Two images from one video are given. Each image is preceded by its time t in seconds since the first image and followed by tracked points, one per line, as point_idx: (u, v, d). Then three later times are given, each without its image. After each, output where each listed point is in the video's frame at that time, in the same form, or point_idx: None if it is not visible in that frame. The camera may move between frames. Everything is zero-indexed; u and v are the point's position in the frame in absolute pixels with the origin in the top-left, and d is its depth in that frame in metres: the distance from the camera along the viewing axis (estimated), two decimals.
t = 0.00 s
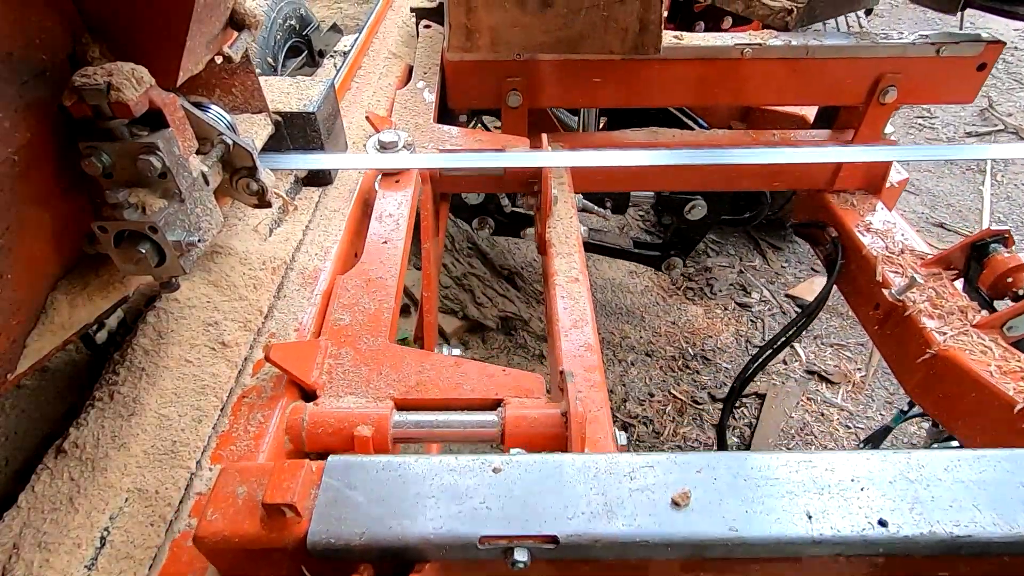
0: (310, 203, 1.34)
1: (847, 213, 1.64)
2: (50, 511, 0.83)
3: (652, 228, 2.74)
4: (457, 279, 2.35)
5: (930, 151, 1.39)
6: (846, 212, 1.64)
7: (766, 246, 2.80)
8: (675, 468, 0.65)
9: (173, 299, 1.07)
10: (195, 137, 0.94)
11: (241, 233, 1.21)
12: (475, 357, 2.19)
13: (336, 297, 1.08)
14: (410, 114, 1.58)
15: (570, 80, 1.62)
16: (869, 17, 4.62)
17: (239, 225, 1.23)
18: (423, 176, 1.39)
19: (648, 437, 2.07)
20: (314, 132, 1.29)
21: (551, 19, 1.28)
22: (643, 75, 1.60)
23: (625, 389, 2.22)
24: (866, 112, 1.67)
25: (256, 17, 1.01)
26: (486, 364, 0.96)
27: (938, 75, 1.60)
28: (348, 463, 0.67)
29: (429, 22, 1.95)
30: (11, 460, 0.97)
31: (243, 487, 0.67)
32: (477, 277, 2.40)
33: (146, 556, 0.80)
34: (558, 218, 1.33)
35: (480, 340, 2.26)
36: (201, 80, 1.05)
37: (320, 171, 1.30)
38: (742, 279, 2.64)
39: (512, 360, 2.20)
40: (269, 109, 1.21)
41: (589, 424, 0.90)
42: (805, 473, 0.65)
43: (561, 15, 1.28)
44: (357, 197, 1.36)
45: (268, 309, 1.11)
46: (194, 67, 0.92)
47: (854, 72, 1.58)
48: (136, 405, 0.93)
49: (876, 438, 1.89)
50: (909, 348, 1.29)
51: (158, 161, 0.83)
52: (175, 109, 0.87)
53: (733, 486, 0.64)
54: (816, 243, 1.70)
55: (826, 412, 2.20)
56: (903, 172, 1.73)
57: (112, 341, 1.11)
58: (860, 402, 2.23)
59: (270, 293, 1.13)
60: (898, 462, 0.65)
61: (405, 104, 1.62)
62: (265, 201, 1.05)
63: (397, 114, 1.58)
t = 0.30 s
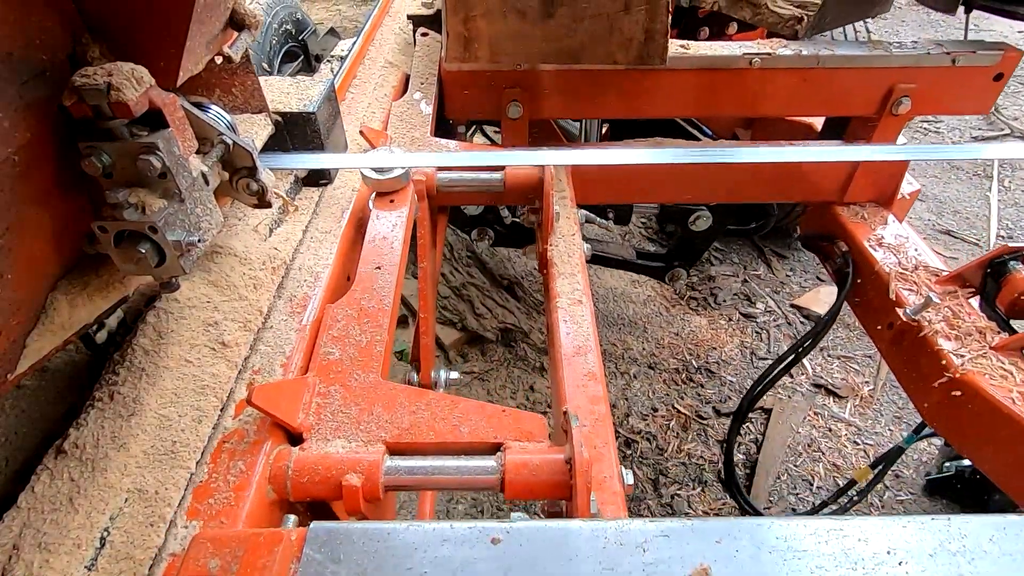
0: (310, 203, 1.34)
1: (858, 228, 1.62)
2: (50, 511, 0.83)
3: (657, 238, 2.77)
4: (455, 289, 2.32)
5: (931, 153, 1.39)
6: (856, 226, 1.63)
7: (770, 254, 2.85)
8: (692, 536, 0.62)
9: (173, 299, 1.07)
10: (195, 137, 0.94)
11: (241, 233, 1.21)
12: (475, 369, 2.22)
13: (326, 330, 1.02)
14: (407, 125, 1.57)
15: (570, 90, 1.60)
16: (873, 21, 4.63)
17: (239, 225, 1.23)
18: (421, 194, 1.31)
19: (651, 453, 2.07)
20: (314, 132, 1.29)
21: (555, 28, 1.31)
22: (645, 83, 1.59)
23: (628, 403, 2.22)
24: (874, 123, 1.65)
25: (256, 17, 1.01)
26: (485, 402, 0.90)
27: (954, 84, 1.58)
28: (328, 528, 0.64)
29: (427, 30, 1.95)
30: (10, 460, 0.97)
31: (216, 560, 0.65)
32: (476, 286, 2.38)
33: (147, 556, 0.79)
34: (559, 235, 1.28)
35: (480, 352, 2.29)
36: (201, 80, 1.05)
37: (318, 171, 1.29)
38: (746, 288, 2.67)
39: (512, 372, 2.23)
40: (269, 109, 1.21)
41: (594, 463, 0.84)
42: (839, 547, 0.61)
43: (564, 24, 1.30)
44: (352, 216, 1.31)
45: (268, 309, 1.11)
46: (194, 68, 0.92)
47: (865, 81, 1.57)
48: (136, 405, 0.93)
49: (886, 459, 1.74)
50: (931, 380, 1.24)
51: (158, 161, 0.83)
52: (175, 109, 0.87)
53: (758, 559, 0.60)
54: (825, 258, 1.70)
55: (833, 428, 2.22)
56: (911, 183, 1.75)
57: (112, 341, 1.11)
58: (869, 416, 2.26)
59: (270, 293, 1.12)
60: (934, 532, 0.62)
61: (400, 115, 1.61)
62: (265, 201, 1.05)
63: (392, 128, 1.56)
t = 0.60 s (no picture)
0: (310, 203, 1.34)
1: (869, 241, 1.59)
2: (50, 511, 0.83)
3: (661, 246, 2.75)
4: (454, 299, 2.32)
5: (928, 151, 1.43)
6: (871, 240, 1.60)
7: (775, 264, 2.87)
8: None
9: (173, 299, 1.07)
10: (195, 137, 0.94)
11: (241, 233, 1.21)
12: (475, 382, 2.22)
13: (314, 366, 0.98)
14: (404, 139, 1.56)
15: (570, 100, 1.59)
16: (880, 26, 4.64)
17: (239, 224, 1.23)
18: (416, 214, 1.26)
19: (656, 469, 2.07)
20: (315, 132, 1.29)
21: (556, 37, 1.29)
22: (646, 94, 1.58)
23: (632, 417, 2.22)
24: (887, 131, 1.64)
25: (257, 17, 1.01)
26: (483, 448, 0.87)
27: (969, 94, 1.58)
28: None
29: (423, 39, 1.96)
30: (10, 459, 0.97)
31: None
32: (476, 297, 2.37)
33: (146, 556, 0.79)
34: (563, 255, 1.28)
35: (480, 364, 2.28)
36: (201, 80, 1.05)
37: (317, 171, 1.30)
38: (751, 297, 2.69)
39: (512, 385, 2.23)
40: (269, 108, 1.21)
41: (599, 508, 0.84)
42: None
43: (566, 36, 1.29)
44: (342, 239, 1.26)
45: (268, 309, 1.11)
46: (194, 68, 0.92)
47: (877, 92, 1.56)
48: (136, 405, 0.93)
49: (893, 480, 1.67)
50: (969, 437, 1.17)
51: (158, 161, 0.83)
52: (175, 109, 0.87)
53: None
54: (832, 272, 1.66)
55: (842, 443, 2.21)
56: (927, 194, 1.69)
57: (112, 341, 1.12)
58: (878, 431, 2.26)
59: (270, 293, 1.12)
60: None
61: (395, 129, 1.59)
62: (265, 201, 1.05)
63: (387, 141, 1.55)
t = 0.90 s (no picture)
0: (310, 203, 1.33)
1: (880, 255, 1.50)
2: (50, 510, 0.83)
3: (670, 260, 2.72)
4: (454, 309, 2.26)
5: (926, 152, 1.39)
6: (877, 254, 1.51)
7: (780, 271, 2.80)
8: None
9: (173, 299, 1.07)
10: (195, 136, 0.94)
11: (241, 233, 1.21)
12: (475, 396, 2.16)
13: (300, 409, 0.88)
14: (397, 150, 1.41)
15: (571, 109, 1.47)
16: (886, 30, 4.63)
17: (239, 224, 1.23)
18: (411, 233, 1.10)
19: (659, 487, 2.00)
20: (314, 132, 1.29)
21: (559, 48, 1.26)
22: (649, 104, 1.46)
23: (635, 432, 2.15)
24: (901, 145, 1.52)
25: (257, 17, 1.01)
26: (482, 499, 0.78)
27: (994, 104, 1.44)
28: None
29: (421, 47, 1.81)
30: (11, 459, 0.97)
31: None
32: (475, 308, 2.30)
33: (147, 555, 0.80)
34: (565, 274, 1.15)
35: (479, 376, 2.21)
36: (201, 79, 1.05)
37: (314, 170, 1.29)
38: (757, 307, 2.62)
39: (513, 398, 2.16)
40: (269, 107, 1.21)
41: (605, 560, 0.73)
42: None
43: (567, 46, 1.25)
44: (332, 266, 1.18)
45: (268, 309, 1.10)
46: (194, 67, 0.92)
47: (894, 104, 1.44)
48: (136, 404, 0.93)
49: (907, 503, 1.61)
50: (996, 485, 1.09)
51: (158, 160, 0.83)
52: (175, 108, 0.87)
53: None
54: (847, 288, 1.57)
55: (851, 460, 2.10)
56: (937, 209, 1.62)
57: (112, 341, 1.11)
58: (888, 447, 2.15)
59: (271, 293, 1.12)
60: None
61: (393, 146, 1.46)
62: (265, 201, 1.05)
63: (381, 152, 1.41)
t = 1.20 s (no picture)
0: (310, 202, 1.33)
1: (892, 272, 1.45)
2: (50, 509, 0.83)
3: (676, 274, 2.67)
4: (453, 321, 2.18)
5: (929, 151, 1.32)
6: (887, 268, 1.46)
7: (785, 279, 2.71)
8: None
9: (174, 298, 1.07)
10: (195, 136, 0.94)
11: (241, 231, 1.21)
12: (474, 410, 2.08)
13: (283, 459, 0.84)
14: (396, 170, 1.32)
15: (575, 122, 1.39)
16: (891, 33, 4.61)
17: (239, 223, 1.23)
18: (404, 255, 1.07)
19: (663, 506, 1.90)
20: (314, 131, 1.28)
21: (563, 61, 1.18)
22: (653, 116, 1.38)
23: (638, 449, 2.05)
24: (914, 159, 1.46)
25: (257, 16, 1.01)
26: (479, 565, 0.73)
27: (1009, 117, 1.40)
28: None
29: (418, 56, 1.76)
30: (11, 459, 0.97)
31: None
32: (475, 319, 2.22)
33: (147, 555, 0.80)
34: (567, 297, 1.13)
35: (479, 390, 2.14)
36: (201, 78, 1.05)
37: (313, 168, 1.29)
38: (762, 318, 2.51)
39: (513, 412, 2.09)
40: (269, 106, 1.21)
41: None
42: None
43: (570, 58, 1.18)
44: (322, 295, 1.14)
45: (268, 308, 1.10)
46: (194, 67, 0.92)
47: (911, 117, 1.39)
48: (137, 403, 0.93)
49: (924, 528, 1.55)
50: (1016, 524, 1.05)
51: (158, 160, 0.83)
52: (175, 107, 0.87)
53: None
54: (859, 303, 1.51)
55: (860, 478, 2.00)
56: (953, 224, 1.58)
57: (112, 340, 1.11)
58: (898, 464, 2.04)
59: (271, 292, 1.12)
60: None
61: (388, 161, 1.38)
62: (265, 200, 1.05)
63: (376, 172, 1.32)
